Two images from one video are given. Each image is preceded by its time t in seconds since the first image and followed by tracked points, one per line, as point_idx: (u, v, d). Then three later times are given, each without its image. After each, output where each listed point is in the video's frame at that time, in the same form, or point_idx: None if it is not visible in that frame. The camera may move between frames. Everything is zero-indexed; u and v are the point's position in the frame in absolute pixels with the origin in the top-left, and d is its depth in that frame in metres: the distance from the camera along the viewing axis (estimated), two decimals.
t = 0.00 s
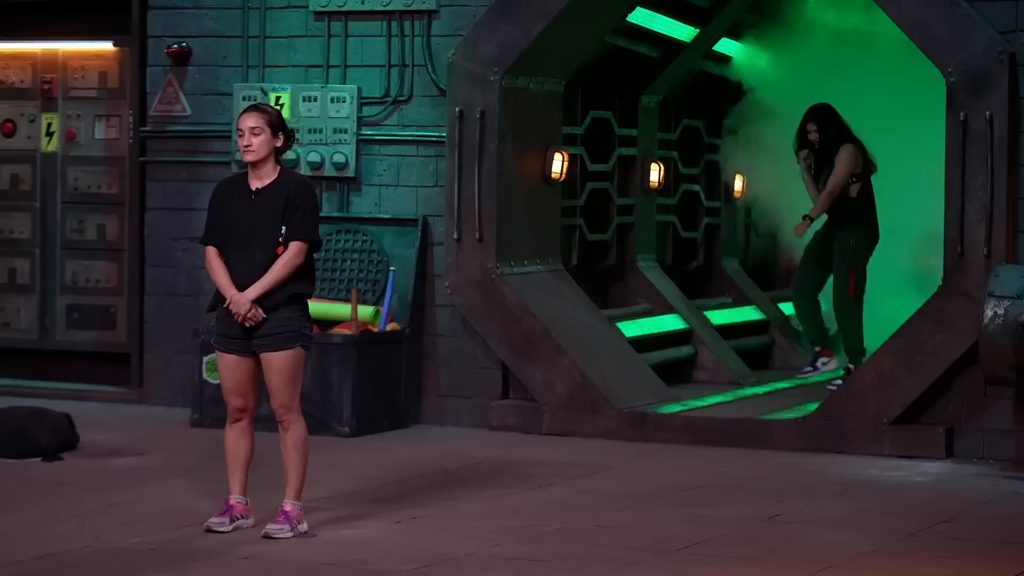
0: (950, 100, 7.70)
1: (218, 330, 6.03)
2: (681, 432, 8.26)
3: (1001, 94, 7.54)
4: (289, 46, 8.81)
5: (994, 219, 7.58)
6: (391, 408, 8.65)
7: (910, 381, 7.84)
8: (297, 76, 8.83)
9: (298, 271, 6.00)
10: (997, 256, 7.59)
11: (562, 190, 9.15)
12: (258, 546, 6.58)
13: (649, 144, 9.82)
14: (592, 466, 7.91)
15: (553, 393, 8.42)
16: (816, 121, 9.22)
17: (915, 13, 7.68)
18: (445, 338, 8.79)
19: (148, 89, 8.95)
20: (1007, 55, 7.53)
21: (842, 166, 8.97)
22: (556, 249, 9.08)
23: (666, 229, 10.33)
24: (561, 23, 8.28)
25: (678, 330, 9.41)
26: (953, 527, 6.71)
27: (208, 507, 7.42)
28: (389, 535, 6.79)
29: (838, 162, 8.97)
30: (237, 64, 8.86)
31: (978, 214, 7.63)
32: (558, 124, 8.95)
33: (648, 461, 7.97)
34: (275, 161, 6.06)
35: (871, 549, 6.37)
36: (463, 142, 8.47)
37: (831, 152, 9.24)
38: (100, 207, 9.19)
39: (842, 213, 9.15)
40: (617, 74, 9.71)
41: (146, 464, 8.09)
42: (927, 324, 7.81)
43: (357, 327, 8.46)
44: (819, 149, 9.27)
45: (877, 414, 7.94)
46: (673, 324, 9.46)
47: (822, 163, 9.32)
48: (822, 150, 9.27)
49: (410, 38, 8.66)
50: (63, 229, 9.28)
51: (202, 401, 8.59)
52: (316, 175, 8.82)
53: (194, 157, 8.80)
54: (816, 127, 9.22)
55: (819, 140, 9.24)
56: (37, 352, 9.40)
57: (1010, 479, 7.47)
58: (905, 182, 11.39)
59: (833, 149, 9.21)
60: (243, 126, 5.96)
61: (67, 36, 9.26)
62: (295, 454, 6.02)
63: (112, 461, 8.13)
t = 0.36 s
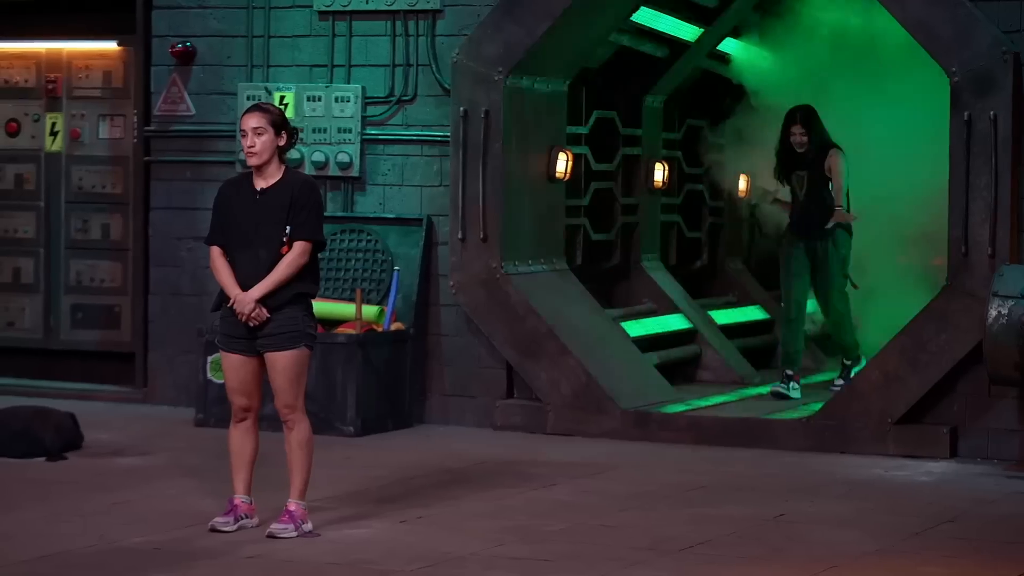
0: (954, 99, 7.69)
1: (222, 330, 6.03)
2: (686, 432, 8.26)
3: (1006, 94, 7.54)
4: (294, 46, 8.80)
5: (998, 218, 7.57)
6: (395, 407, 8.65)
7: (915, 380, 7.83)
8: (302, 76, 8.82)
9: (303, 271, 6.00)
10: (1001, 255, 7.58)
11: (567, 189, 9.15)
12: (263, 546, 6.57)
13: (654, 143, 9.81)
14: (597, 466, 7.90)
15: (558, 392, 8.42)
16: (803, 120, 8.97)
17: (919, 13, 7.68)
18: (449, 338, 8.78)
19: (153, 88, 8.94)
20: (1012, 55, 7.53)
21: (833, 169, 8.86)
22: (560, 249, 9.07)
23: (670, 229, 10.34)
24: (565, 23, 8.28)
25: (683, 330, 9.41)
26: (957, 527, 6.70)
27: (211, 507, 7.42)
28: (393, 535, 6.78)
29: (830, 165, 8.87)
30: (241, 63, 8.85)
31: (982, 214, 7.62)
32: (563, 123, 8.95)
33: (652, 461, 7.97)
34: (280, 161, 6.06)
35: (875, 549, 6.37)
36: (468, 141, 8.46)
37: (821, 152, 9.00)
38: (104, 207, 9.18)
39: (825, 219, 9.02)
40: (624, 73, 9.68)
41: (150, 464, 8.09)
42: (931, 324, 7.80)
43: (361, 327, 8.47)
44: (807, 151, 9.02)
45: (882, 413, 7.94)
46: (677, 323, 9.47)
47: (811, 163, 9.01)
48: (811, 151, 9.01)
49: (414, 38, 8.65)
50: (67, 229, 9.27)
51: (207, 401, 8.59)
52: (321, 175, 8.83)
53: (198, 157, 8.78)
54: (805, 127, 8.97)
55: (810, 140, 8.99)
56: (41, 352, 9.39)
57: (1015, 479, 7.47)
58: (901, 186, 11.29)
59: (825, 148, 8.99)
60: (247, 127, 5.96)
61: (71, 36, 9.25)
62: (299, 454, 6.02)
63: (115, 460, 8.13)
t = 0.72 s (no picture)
0: (966, 99, 7.69)
1: (234, 329, 6.04)
2: (697, 432, 8.26)
3: (1018, 94, 7.53)
4: (306, 46, 8.80)
5: (1011, 218, 7.56)
6: (407, 407, 8.65)
7: (927, 381, 7.82)
8: (314, 76, 8.82)
9: (314, 271, 6.00)
10: (1013, 256, 7.56)
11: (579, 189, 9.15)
12: (275, 546, 6.58)
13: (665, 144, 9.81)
14: (609, 466, 7.91)
15: (569, 392, 8.42)
16: (799, 105, 8.60)
17: (931, 12, 7.68)
18: (461, 338, 8.79)
19: (165, 89, 8.94)
20: None
21: (830, 167, 8.55)
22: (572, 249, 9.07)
23: (682, 229, 10.33)
24: (577, 22, 8.28)
25: (694, 330, 9.41)
26: (969, 528, 6.70)
27: (224, 506, 7.42)
28: (406, 535, 6.78)
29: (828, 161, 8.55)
30: (253, 64, 8.85)
31: (995, 214, 7.61)
32: (575, 123, 8.94)
33: (664, 461, 7.96)
34: (292, 161, 6.06)
35: (887, 549, 6.37)
36: (479, 142, 8.46)
37: (816, 142, 8.62)
38: (116, 207, 9.17)
39: (811, 213, 8.59)
40: (635, 74, 9.63)
41: (162, 464, 8.10)
42: (943, 324, 7.79)
43: (373, 327, 8.47)
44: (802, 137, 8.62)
45: (893, 414, 7.93)
46: (688, 323, 9.47)
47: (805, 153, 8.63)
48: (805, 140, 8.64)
49: (426, 38, 8.66)
50: (80, 229, 9.27)
51: (219, 401, 8.60)
52: (332, 175, 8.83)
53: (211, 157, 8.78)
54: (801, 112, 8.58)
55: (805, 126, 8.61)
56: (54, 352, 9.39)
57: None
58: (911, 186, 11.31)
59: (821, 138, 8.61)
60: (259, 126, 5.96)
61: (84, 36, 9.25)
62: (311, 453, 6.02)
63: (128, 460, 8.14)
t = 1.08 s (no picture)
0: (978, 99, 7.67)
1: (243, 329, 6.05)
2: (708, 432, 8.25)
3: None
4: (317, 46, 8.80)
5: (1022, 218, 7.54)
6: (417, 407, 8.66)
7: (938, 381, 7.80)
8: (325, 76, 8.82)
9: (324, 271, 6.00)
10: None
11: (589, 189, 9.15)
12: (286, 546, 6.58)
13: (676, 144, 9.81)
14: (620, 466, 7.90)
15: (580, 392, 8.42)
16: (792, 104, 8.44)
17: (942, 12, 7.67)
18: (472, 338, 8.78)
19: (176, 89, 8.93)
20: None
21: (821, 170, 8.41)
22: (583, 249, 9.06)
23: (692, 229, 10.35)
24: (588, 22, 8.27)
25: (704, 330, 9.41)
26: (980, 528, 6.69)
27: (234, 506, 7.43)
28: (416, 535, 6.78)
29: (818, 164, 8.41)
30: (264, 64, 8.85)
31: (1006, 214, 7.59)
32: (585, 123, 8.94)
33: (675, 462, 7.96)
34: (303, 161, 6.06)
35: (898, 549, 6.36)
36: (490, 142, 8.47)
37: (807, 144, 8.46)
38: (127, 207, 9.18)
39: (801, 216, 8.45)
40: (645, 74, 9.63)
41: (173, 464, 8.11)
42: (955, 325, 7.77)
43: (384, 327, 8.48)
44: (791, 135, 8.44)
45: (904, 414, 7.92)
46: (698, 323, 9.46)
47: (796, 154, 8.46)
48: (796, 141, 8.49)
49: (437, 38, 8.66)
50: (91, 229, 9.27)
51: (230, 401, 8.60)
52: (343, 175, 8.83)
53: (222, 157, 8.77)
54: (793, 110, 8.42)
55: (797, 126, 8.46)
56: (65, 352, 9.40)
57: None
58: (921, 188, 11.25)
59: (812, 140, 8.45)
60: (270, 126, 5.97)
61: (95, 36, 9.26)
62: (322, 453, 6.03)
63: (139, 460, 8.15)
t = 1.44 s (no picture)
0: (988, 99, 7.67)
1: (253, 329, 6.05)
2: (719, 433, 8.24)
3: None
4: (327, 46, 8.79)
5: None
6: (428, 407, 8.66)
7: (949, 381, 7.79)
8: (335, 76, 8.81)
9: (334, 271, 6.01)
10: None
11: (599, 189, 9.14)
12: (296, 545, 6.58)
13: (686, 144, 9.82)
14: (630, 466, 7.90)
15: (590, 392, 8.42)
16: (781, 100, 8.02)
17: (952, 12, 7.66)
18: (483, 338, 8.78)
19: (187, 88, 8.91)
20: None
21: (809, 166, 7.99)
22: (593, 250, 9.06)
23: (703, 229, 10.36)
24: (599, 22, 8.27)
25: (714, 330, 9.42)
26: (990, 528, 6.69)
27: (245, 506, 7.43)
28: (427, 535, 6.78)
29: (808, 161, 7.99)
30: (275, 63, 8.83)
31: (1017, 214, 7.58)
32: (595, 123, 8.93)
33: (686, 462, 7.95)
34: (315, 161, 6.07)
35: (909, 549, 6.36)
36: (501, 142, 8.47)
37: (797, 141, 8.06)
38: (137, 207, 9.16)
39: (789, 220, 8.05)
40: (656, 74, 9.64)
41: (184, 464, 8.11)
42: (965, 324, 7.76)
43: (395, 327, 8.48)
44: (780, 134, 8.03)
45: (915, 414, 7.91)
46: (710, 323, 9.47)
47: (785, 153, 8.06)
48: (785, 139, 8.09)
49: (447, 38, 8.66)
50: (102, 229, 9.27)
51: (240, 401, 8.60)
52: (353, 175, 8.83)
53: (232, 157, 8.75)
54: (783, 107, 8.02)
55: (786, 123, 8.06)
56: (75, 352, 9.40)
57: None
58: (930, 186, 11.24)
59: (801, 137, 8.04)
60: (282, 125, 5.98)
61: (106, 36, 9.25)
62: (333, 452, 6.04)
63: (150, 459, 8.16)
